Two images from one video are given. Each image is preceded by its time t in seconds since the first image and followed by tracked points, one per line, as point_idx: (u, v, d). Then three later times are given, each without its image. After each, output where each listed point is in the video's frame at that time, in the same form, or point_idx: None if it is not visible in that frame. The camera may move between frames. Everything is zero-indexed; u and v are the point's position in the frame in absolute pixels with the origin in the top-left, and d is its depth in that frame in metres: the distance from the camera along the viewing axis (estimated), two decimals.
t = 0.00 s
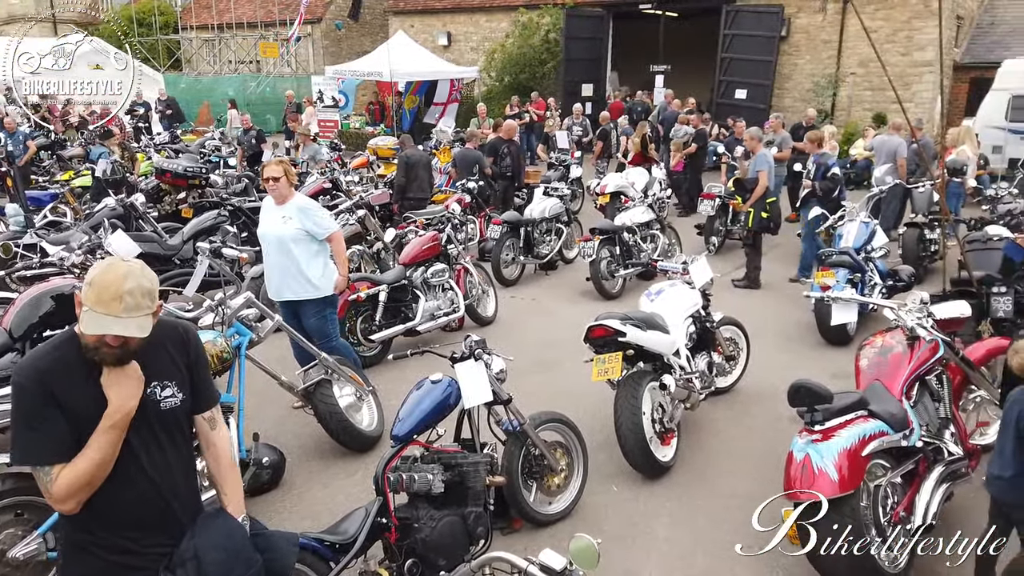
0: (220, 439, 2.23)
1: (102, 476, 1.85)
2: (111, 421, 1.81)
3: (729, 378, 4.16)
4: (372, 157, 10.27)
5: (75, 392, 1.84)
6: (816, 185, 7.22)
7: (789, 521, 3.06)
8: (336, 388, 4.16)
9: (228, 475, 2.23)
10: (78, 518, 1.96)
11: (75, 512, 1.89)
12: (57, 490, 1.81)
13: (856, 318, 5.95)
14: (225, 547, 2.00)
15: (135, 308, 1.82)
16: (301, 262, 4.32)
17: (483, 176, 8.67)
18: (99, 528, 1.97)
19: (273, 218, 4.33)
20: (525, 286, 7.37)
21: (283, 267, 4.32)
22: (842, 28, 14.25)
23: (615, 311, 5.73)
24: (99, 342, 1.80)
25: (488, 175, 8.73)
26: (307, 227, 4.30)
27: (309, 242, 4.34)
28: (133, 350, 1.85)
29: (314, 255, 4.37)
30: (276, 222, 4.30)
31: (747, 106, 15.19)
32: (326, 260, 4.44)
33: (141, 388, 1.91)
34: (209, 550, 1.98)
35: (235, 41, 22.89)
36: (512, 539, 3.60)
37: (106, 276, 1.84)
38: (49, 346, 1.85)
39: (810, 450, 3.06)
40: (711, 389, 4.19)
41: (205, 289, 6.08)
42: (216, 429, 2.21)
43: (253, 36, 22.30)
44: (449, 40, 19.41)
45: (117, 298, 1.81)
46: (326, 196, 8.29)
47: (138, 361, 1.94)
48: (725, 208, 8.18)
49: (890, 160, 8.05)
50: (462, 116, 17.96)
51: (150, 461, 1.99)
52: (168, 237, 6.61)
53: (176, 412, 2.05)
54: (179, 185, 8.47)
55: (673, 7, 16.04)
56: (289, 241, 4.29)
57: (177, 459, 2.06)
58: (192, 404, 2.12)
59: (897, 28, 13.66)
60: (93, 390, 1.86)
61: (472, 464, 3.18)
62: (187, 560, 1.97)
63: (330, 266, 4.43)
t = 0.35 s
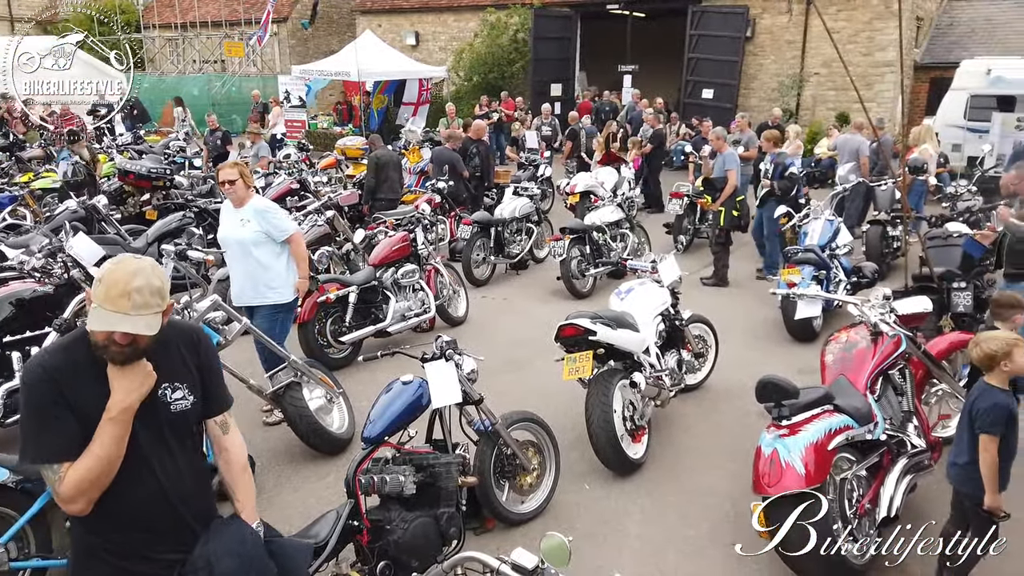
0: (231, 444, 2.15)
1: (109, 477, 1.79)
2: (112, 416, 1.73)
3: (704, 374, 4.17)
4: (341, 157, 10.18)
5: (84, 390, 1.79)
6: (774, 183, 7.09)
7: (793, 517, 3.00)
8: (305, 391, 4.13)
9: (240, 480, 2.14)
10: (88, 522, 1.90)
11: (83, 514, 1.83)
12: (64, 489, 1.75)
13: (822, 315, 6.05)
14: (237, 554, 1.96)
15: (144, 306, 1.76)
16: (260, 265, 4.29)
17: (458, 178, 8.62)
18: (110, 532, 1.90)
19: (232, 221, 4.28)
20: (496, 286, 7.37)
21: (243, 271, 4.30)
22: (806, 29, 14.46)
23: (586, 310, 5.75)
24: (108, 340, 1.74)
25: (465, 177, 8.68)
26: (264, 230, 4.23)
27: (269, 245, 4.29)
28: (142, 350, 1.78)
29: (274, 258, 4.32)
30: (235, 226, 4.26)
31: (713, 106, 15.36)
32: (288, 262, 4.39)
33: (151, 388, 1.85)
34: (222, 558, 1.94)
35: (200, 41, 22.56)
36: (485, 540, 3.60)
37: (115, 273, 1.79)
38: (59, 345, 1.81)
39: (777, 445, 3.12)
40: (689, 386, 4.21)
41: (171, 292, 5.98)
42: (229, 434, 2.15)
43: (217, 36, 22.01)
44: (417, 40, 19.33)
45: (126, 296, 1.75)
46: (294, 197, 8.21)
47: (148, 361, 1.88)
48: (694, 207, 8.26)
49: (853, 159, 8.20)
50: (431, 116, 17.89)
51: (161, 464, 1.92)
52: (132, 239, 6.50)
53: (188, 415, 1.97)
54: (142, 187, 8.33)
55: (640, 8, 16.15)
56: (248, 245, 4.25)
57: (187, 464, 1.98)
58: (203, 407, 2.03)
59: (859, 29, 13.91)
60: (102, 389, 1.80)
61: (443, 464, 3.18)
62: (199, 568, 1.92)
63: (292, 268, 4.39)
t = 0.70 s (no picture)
0: (235, 454, 2.13)
1: (106, 478, 1.73)
2: (119, 418, 1.69)
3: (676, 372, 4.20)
4: (310, 158, 10.10)
5: (91, 388, 1.75)
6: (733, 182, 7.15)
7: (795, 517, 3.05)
8: (275, 394, 4.08)
9: (239, 494, 2.14)
10: (81, 524, 1.83)
11: (75, 514, 1.77)
12: (58, 487, 1.70)
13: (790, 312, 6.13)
14: (233, 565, 1.87)
15: (158, 303, 1.72)
16: (211, 274, 4.24)
17: (433, 179, 8.57)
18: (102, 535, 1.83)
19: (184, 228, 4.23)
20: (468, 286, 7.36)
21: (196, 279, 4.24)
22: (772, 29, 14.64)
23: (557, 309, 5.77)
24: (121, 338, 1.70)
25: (440, 178, 8.63)
26: (218, 236, 4.20)
27: (223, 252, 4.25)
28: (155, 349, 1.75)
29: (227, 268, 4.28)
30: (187, 232, 4.21)
31: (682, 105, 15.50)
32: (242, 270, 4.35)
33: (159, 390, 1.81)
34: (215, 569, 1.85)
35: (165, 40, 22.24)
36: (456, 540, 3.59)
37: (130, 269, 1.76)
38: (71, 339, 1.77)
39: (747, 441, 3.14)
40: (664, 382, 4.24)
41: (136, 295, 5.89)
42: (233, 443, 2.12)
43: (183, 35, 21.71)
44: (386, 39, 19.23)
45: (139, 293, 1.71)
46: (263, 198, 8.13)
47: (158, 362, 1.85)
48: (664, 206, 8.32)
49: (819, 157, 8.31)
50: (402, 116, 17.81)
51: (161, 469, 1.87)
52: (96, 242, 6.37)
53: (192, 421, 1.93)
54: (106, 188, 8.19)
55: (609, 8, 16.23)
56: (201, 252, 4.20)
57: (188, 470, 1.93)
58: (210, 415, 2.00)
59: (824, 29, 14.11)
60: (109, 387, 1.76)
61: (416, 466, 3.17)
62: None
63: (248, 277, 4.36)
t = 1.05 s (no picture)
0: (194, 458, 2.09)
1: (62, 489, 1.70)
2: (71, 426, 1.65)
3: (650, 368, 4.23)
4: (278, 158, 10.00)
5: (40, 396, 1.71)
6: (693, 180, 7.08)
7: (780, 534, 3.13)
8: (244, 397, 4.04)
9: (202, 499, 2.10)
10: (37, 539, 1.79)
11: (30, 528, 1.73)
12: (8, 501, 1.66)
13: (758, 308, 6.21)
14: (203, 567, 1.86)
15: (103, 289, 1.70)
16: (139, 281, 4.20)
17: (403, 178, 8.46)
18: (60, 549, 1.80)
19: (122, 229, 4.19)
20: (440, 286, 7.33)
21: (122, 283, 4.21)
22: (739, 29, 14.79)
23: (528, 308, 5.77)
24: (70, 332, 1.69)
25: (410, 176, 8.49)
26: (149, 245, 4.12)
27: (154, 262, 4.19)
28: (105, 344, 1.72)
29: (156, 279, 4.21)
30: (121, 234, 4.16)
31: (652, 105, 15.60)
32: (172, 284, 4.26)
33: (113, 396, 1.77)
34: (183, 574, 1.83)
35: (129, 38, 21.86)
36: (428, 541, 3.58)
37: (73, 260, 1.74)
38: (16, 346, 1.73)
39: (716, 436, 3.16)
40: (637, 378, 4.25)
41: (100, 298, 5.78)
42: (191, 446, 2.09)
43: (147, 33, 21.35)
44: (356, 38, 19.09)
45: (85, 280, 1.69)
46: (231, 198, 8.03)
47: (110, 365, 1.80)
48: (635, 204, 8.37)
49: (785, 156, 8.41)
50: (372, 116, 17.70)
51: (120, 476, 1.83)
52: (58, 244, 6.24)
53: (150, 425, 1.89)
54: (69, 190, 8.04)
55: (579, 7, 16.28)
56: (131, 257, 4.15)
57: (147, 477, 1.89)
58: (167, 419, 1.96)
59: (790, 29, 14.30)
60: (59, 394, 1.72)
61: (389, 465, 3.15)
62: None
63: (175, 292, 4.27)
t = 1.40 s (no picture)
0: (95, 464, 1.99)
1: None
2: None
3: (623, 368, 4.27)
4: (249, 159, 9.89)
5: None
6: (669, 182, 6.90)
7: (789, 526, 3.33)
8: (216, 401, 3.99)
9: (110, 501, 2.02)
10: None
11: None
12: None
13: (730, 306, 6.27)
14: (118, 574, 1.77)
15: None
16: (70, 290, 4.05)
17: (381, 179, 8.49)
18: None
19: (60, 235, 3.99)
20: (414, 287, 7.30)
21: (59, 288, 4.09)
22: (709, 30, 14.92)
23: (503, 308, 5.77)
24: None
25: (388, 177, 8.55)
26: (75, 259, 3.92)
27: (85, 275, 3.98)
28: None
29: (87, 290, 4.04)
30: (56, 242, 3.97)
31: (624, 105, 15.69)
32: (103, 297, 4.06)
33: None
34: None
35: (94, 37, 21.47)
36: (406, 543, 3.56)
37: None
38: None
39: (690, 434, 3.18)
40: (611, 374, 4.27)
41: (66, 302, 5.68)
42: (89, 452, 1.98)
43: (113, 32, 20.98)
44: (326, 37, 18.93)
45: None
46: (200, 199, 7.93)
47: None
48: (608, 204, 8.41)
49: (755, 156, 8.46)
50: (344, 116, 17.58)
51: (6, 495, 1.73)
52: (22, 247, 6.11)
53: (34, 437, 1.79)
54: (34, 192, 7.89)
55: (551, 8, 16.31)
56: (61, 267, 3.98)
57: (37, 491, 1.79)
58: (53, 429, 1.86)
59: (759, 30, 14.46)
60: None
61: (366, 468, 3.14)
62: None
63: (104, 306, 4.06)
